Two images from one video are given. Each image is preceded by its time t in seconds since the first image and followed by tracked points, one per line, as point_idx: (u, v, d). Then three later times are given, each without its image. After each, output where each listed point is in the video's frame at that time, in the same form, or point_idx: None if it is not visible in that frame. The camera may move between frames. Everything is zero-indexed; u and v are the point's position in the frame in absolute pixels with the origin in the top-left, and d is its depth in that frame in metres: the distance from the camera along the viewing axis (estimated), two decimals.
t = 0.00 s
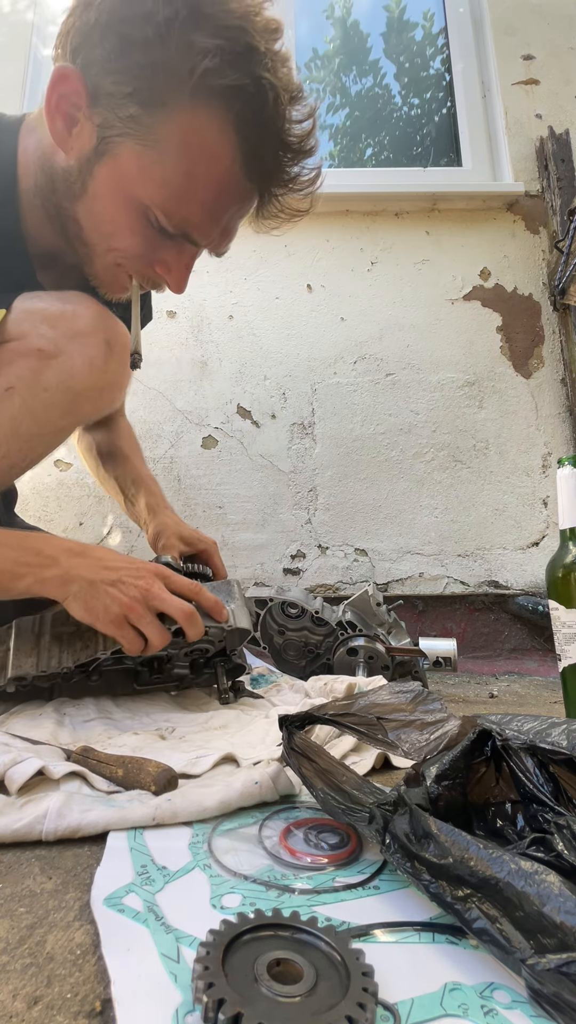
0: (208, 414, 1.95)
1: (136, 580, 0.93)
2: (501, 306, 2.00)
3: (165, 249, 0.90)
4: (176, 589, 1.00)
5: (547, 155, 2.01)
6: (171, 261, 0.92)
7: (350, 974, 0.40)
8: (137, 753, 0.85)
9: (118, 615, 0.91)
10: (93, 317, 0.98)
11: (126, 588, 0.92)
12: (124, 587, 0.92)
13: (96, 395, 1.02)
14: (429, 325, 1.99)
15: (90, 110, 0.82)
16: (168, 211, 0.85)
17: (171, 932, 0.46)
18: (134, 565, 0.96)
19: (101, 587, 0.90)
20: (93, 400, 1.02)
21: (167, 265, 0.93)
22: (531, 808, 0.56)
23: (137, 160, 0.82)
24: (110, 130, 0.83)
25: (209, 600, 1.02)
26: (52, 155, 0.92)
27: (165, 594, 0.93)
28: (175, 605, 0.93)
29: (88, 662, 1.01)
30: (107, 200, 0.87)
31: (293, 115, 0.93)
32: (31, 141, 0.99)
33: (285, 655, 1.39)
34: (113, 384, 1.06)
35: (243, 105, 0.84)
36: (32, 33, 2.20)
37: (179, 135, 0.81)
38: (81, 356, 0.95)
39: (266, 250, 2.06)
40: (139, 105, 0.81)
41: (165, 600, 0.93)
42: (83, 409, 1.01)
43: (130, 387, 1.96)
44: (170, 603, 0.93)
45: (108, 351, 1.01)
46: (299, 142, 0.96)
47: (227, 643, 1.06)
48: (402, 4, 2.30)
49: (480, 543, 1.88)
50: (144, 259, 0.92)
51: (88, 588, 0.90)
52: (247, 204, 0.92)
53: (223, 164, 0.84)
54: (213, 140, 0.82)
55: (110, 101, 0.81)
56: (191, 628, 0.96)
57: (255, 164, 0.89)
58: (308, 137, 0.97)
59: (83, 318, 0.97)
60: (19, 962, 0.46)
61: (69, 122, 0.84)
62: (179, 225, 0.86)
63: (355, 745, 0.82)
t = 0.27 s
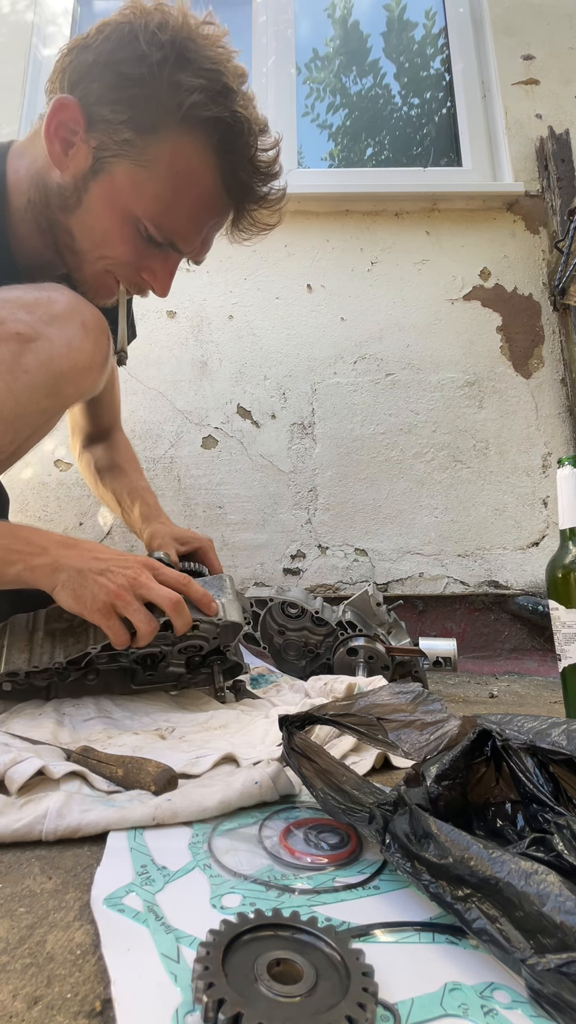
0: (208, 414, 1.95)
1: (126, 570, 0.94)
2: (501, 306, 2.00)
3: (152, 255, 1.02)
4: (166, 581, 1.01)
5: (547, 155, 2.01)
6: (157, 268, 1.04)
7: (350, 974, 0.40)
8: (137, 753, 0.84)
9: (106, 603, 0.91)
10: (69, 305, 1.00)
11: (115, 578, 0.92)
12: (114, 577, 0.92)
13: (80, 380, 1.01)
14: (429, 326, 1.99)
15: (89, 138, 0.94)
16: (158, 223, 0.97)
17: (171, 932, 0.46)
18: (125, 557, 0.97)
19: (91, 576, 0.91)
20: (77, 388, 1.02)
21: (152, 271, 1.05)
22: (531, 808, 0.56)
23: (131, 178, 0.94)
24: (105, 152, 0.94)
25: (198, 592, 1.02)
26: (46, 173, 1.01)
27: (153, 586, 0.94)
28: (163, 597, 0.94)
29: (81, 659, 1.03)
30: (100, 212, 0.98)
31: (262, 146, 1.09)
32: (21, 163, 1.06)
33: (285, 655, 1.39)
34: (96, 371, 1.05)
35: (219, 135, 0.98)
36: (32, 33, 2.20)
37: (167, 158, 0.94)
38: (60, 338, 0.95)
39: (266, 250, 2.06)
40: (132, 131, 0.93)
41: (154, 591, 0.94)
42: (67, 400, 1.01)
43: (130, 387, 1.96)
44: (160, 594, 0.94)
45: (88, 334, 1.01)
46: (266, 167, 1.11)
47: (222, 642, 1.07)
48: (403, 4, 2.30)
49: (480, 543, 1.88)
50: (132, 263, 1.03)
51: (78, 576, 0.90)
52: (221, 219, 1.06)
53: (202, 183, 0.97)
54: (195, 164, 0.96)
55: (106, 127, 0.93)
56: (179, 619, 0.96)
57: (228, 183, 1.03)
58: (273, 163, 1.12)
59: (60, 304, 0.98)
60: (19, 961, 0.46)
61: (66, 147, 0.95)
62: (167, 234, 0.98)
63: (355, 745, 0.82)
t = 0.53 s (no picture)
0: (208, 414, 1.95)
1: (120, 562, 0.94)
2: (501, 306, 2.00)
3: (146, 255, 1.02)
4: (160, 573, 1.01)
5: (547, 155, 2.01)
6: (151, 267, 1.04)
7: (350, 974, 0.40)
8: (137, 754, 0.84)
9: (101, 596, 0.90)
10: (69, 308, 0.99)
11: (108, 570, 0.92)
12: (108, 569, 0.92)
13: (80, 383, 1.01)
14: (429, 325, 1.99)
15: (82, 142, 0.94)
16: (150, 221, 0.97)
17: (171, 932, 0.46)
18: (119, 552, 0.97)
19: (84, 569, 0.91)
20: (76, 391, 1.02)
21: (146, 271, 1.04)
22: (531, 808, 0.56)
23: (123, 178, 0.94)
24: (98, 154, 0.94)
25: (192, 585, 1.02)
26: (42, 179, 1.02)
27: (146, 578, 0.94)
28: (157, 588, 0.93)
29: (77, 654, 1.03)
30: (94, 214, 0.98)
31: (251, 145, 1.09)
32: (20, 170, 1.07)
33: (285, 655, 1.39)
34: (96, 373, 1.05)
35: (208, 135, 0.98)
36: (32, 33, 2.19)
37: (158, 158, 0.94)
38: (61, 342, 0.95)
39: (266, 250, 2.05)
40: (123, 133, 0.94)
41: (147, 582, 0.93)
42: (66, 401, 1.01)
43: (130, 387, 1.96)
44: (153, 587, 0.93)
45: (87, 338, 1.01)
46: (255, 167, 1.11)
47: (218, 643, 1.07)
48: (403, 4, 2.31)
49: (480, 543, 1.88)
50: (126, 263, 1.03)
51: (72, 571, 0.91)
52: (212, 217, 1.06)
53: (193, 181, 0.97)
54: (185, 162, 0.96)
55: (98, 131, 0.94)
56: (173, 612, 0.95)
57: (218, 182, 1.03)
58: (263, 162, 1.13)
59: (61, 308, 0.98)
60: (19, 961, 0.46)
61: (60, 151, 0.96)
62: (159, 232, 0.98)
63: (355, 745, 0.82)
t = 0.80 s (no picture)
0: (208, 414, 1.95)
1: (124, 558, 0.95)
2: (501, 306, 2.00)
3: (156, 256, 1.01)
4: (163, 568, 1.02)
5: (547, 155, 2.01)
6: (161, 269, 1.03)
7: (350, 974, 0.40)
8: (137, 753, 0.84)
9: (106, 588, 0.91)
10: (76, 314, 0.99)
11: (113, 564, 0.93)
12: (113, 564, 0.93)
13: (88, 389, 1.00)
14: (429, 325, 1.99)
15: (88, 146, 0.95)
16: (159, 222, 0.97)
17: (171, 932, 0.46)
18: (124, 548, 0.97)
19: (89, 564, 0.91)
20: (84, 396, 1.01)
21: (156, 273, 1.04)
22: (531, 808, 0.56)
23: (131, 179, 0.94)
24: (105, 157, 0.94)
25: (194, 580, 1.03)
26: (51, 185, 1.02)
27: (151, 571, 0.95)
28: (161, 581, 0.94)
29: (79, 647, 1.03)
30: (101, 217, 0.98)
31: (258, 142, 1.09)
32: (27, 174, 1.07)
33: (285, 655, 1.39)
34: (104, 380, 1.05)
35: (218, 133, 0.98)
36: (32, 33, 2.19)
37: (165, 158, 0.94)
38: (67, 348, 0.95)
39: (266, 250, 2.05)
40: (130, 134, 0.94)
41: (152, 575, 0.94)
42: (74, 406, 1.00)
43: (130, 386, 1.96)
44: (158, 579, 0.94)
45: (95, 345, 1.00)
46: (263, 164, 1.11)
47: (219, 642, 1.08)
48: (403, 4, 2.31)
49: (480, 543, 1.88)
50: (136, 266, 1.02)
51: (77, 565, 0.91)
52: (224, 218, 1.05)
53: (202, 180, 0.97)
54: (193, 161, 0.95)
55: (104, 133, 0.94)
56: (176, 605, 0.96)
57: (229, 181, 1.02)
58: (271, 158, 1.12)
59: (67, 314, 0.98)
60: (19, 961, 0.46)
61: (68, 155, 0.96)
62: (168, 233, 0.98)
63: (355, 745, 0.82)
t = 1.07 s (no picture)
0: (208, 414, 1.95)
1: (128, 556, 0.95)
2: (501, 307, 2.00)
3: (162, 255, 1.01)
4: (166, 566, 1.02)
5: (547, 155, 2.01)
6: (168, 268, 1.04)
7: (350, 975, 0.40)
8: (137, 754, 0.84)
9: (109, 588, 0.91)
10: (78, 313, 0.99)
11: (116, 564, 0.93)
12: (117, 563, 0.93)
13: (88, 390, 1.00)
14: (429, 325, 1.99)
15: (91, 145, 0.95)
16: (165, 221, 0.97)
17: (170, 932, 0.46)
18: (127, 547, 0.97)
19: (93, 564, 0.91)
20: (85, 396, 1.01)
21: (163, 272, 1.04)
22: (531, 808, 0.56)
23: (136, 179, 0.94)
24: (108, 157, 0.94)
25: (196, 578, 1.03)
26: (56, 186, 1.02)
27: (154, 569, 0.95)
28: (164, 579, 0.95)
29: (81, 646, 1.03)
30: (104, 216, 0.98)
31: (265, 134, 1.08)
32: (32, 174, 1.07)
33: (285, 655, 1.39)
34: (105, 381, 1.04)
35: (221, 128, 0.98)
36: (32, 33, 2.19)
37: (170, 156, 0.94)
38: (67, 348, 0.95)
39: (266, 250, 2.05)
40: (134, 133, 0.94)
41: (155, 573, 0.94)
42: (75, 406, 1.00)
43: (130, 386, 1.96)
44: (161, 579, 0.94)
45: (96, 346, 1.00)
46: (270, 156, 1.10)
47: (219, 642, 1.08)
48: (403, 4, 2.31)
49: (480, 543, 1.88)
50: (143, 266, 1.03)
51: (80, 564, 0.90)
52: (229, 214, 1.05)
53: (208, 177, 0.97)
54: (198, 157, 0.95)
55: (107, 132, 0.94)
56: (178, 604, 0.96)
57: (233, 176, 1.03)
58: (278, 150, 1.12)
59: (68, 314, 0.98)
60: (19, 961, 0.46)
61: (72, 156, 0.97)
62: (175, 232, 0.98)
63: (355, 745, 0.82)
